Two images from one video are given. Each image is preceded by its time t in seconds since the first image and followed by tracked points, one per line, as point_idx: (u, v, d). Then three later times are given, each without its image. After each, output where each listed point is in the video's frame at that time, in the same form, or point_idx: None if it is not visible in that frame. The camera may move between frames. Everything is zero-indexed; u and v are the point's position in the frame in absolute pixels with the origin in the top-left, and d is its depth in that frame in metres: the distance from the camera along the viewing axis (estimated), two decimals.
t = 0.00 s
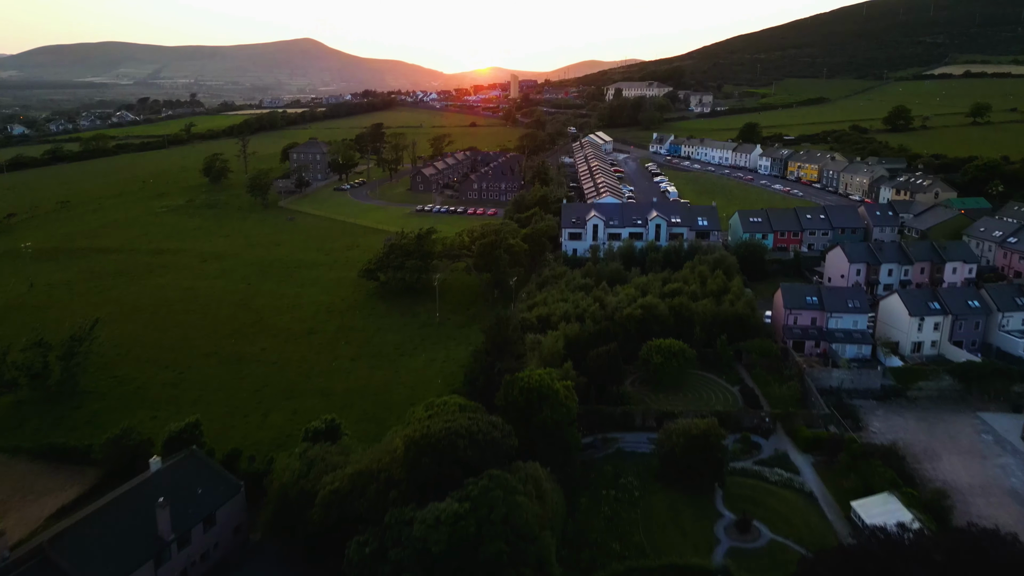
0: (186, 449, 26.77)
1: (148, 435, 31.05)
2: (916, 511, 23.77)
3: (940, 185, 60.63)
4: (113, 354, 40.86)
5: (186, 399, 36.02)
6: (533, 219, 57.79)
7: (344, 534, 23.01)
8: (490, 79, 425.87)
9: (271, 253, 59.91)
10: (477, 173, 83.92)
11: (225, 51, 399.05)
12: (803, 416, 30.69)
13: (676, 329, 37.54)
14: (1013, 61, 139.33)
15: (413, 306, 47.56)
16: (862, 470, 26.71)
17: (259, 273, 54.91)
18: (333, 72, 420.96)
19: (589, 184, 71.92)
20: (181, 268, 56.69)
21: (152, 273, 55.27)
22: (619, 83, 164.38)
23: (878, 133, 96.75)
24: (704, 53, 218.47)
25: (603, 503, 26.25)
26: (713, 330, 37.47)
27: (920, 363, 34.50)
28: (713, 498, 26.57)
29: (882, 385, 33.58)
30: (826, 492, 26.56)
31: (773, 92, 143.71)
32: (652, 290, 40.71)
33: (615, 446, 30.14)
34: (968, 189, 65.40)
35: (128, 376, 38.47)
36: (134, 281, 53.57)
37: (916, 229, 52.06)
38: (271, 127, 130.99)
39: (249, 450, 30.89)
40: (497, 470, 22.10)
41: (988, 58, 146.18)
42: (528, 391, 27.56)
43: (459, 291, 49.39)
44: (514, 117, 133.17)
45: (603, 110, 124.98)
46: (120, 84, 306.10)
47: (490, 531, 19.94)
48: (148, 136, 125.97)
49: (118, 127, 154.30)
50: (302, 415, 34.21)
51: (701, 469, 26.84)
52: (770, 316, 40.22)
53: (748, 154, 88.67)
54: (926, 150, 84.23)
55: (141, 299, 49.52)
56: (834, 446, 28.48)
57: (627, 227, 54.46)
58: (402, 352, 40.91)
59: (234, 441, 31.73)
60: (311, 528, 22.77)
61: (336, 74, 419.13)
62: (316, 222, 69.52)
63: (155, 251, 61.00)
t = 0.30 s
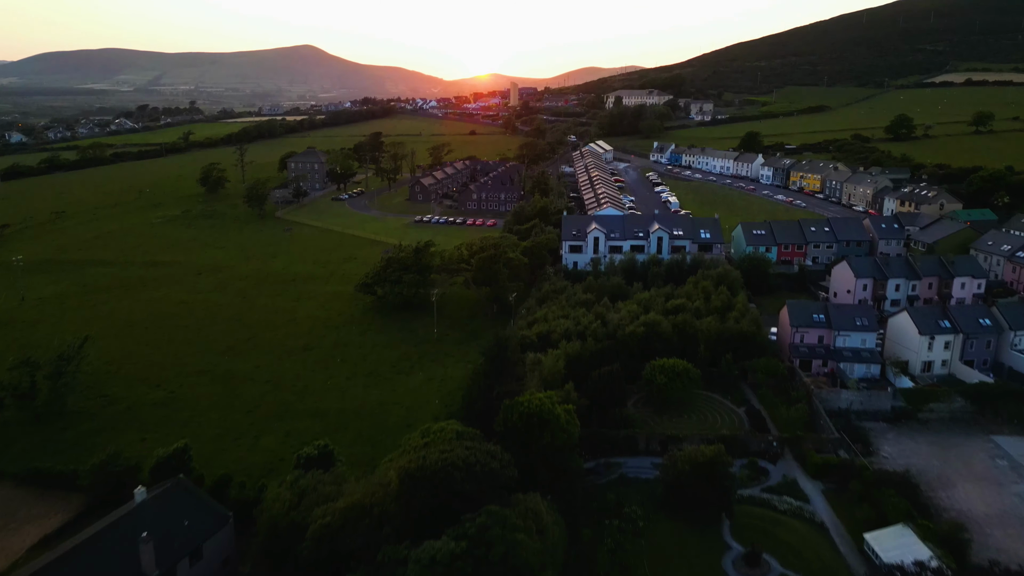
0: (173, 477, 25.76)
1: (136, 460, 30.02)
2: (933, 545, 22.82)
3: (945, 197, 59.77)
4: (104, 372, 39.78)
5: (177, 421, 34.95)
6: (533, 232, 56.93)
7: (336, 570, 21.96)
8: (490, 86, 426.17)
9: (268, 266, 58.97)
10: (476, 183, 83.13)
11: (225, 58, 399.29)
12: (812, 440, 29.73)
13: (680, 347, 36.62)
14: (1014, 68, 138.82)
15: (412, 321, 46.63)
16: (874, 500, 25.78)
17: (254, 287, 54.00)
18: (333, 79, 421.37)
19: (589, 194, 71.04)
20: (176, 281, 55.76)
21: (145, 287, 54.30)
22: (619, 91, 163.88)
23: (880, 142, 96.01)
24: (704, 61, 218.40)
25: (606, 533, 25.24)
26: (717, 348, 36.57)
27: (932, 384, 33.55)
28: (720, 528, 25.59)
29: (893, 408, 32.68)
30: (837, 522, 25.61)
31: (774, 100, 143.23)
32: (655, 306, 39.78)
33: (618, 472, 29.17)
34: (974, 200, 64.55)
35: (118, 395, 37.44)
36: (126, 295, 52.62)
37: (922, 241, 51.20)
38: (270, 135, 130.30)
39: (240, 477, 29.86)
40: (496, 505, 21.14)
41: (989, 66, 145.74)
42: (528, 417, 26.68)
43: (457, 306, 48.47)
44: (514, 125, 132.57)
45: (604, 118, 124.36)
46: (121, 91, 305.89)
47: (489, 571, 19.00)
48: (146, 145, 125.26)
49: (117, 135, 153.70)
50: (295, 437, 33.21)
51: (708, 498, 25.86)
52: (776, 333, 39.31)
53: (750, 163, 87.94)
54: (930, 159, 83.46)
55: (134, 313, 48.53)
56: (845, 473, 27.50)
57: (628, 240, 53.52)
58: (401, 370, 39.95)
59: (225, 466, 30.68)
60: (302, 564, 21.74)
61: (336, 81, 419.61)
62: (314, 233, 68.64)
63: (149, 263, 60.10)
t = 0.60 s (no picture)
0: (161, 508, 24.79)
1: (122, 488, 29.01)
2: None
3: (950, 208, 58.94)
4: (92, 391, 38.78)
5: (165, 443, 33.93)
6: (532, 244, 56.06)
7: None
8: (490, 93, 426.90)
9: (263, 279, 58.03)
10: (476, 193, 82.42)
11: (226, 64, 399.57)
12: (822, 466, 28.74)
13: (684, 366, 35.68)
14: (1016, 76, 138.45)
15: (409, 337, 45.66)
16: (887, 530, 24.85)
17: (248, 301, 53.12)
18: (332, 86, 421.80)
19: (589, 205, 70.24)
20: (170, 294, 54.93)
21: (138, 300, 53.43)
22: (620, 99, 163.52)
23: (883, 151, 95.33)
24: (704, 68, 218.39)
25: (609, 566, 24.24)
26: (722, 367, 35.64)
27: (945, 406, 32.57)
28: (729, 560, 24.58)
29: (904, 430, 31.73)
30: (850, 555, 24.63)
31: (775, 108, 142.75)
32: (658, 324, 38.86)
33: (621, 498, 28.18)
34: (980, 211, 63.70)
35: (106, 415, 36.48)
36: (119, 308, 51.76)
37: (929, 254, 50.34)
38: (269, 143, 129.68)
39: (230, 504, 28.86)
40: (495, 544, 20.15)
41: (990, 74, 145.36)
42: (528, 443, 25.76)
43: (456, 321, 47.56)
44: (514, 133, 132.01)
45: (604, 127, 123.77)
46: (121, 97, 305.73)
47: None
48: (144, 153, 124.60)
49: (116, 142, 153.16)
50: (287, 461, 32.20)
51: (715, 529, 24.89)
52: (782, 351, 38.41)
53: (752, 173, 87.21)
54: (933, 169, 82.69)
55: (125, 329, 47.55)
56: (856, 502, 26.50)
57: (630, 252, 52.56)
58: (397, 389, 38.94)
59: (214, 493, 29.68)
60: None
61: (336, 88, 420.08)
62: (311, 244, 67.83)
63: (143, 276, 59.24)
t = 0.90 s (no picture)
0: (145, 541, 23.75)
1: (108, 516, 28.01)
2: None
3: (956, 220, 58.05)
4: (80, 411, 37.83)
5: (154, 465, 32.95)
6: (532, 257, 55.13)
7: None
8: (490, 100, 427.36)
9: (259, 291, 57.16)
10: (475, 202, 81.69)
11: (226, 70, 399.91)
12: (832, 493, 27.76)
13: (688, 386, 34.69)
14: (1017, 83, 138.00)
15: (406, 353, 44.71)
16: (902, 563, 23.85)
17: (243, 314, 52.20)
18: (332, 92, 422.14)
19: (590, 215, 69.40)
20: (164, 307, 54.05)
21: (131, 313, 52.54)
22: (620, 106, 163.15)
23: (885, 159, 94.63)
24: (704, 75, 218.23)
25: None
26: (727, 386, 34.64)
27: (957, 429, 31.59)
28: None
29: (916, 454, 30.77)
30: None
31: (776, 115, 142.22)
32: (661, 341, 37.87)
33: (624, 526, 27.17)
34: (986, 222, 62.85)
35: (95, 436, 35.53)
36: (111, 322, 50.87)
37: (936, 267, 49.43)
38: (267, 151, 129.05)
39: (218, 534, 27.88)
40: None
41: (992, 81, 144.89)
42: (528, 472, 24.87)
43: (454, 336, 46.58)
44: (514, 141, 131.44)
45: (604, 134, 123.18)
46: (121, 104, 305.40)
47: None
48: (143, 161, 124.01)
49: (115, 150, 152.57)
50: (280, 485, 31.23)
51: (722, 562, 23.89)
52: (788, 369, 37.44)
53: (753, 182, 86.46)
54: (937, 178, 81.94)
55: (116, 344, 46.63)
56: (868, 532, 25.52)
57: (631, 265, 51.49)
58: (393, 408, 38.01)
59: (203, 521, 28.68)
60: None
61: (336, 95, 420.55)
62: (308, 255, 66.96)
63: (137, 288, 58.40)
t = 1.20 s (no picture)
0: None
1: (93, 546, 27.03)
2: None
3: (962, 231, 57.14)
4: (67, 432, 36.84)
5: (142, 489, 31.97)
6: (532, 269, 54.18)
7: None
8: (489, 106, 427.66)
9: (254, 304, 56.17)
10: (474, 212, 80.87)
11: (226, 77, 400.06)
12: (843, 521, 26.76)
13: (692, 406, 33.69)
14: (1018, 91, 137.58)
15: (403, 371, 43.76)
16: None
17: (238, 328, 51.23)
18: (332, 99, 422.27)
19: (590, 225, 68.51)
20: (158, 321, 53.13)
21: (124, 327, 51.65)
22: (620, 114, 162.67)
23: (887, 168, 93.91)
24: (704, 82, 218.04)
25: None
26: (733, 407, 33.63)
27: (972, 453, 30.58)
28: None
29: (929, 478, 29.79)
30: None
31: (777, 123, 141.66)
32: (665, 360, 36.87)
33: (628, 557, 26.17)
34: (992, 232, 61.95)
35: (83, 457, 34.58)
36: (104, 336, 49.97)
37: (944, 281, 48.47)
38: (265, 159, 128.31)
39: (207, 566, 26.90)
40: None
41: (993, 88, 144.45)
42: (528, 503, 23.95)
43: (452, 351, 45.53)
44: (513, 148, 130.76)
45: (604, 142, 122.53)
46: (121, 110, 304.92)
47: None
48: (140, 169, 123.16)
49: (112, 158, 151.80)
50: (272, 511, 30.24)
51: None
52: (795, 388, 36.46)
53: (755, 191, 85.66)
54: (940, 187, 81.14)
55: (107, 360, 45.67)
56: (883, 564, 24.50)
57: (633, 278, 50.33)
58: (389, 429, 37.01)
59: (190, 552, 27.69)
60: None
61: (336, 101, 420.70)
62: (305, 266, 66.06)
63: (131, 300, 57.52)
